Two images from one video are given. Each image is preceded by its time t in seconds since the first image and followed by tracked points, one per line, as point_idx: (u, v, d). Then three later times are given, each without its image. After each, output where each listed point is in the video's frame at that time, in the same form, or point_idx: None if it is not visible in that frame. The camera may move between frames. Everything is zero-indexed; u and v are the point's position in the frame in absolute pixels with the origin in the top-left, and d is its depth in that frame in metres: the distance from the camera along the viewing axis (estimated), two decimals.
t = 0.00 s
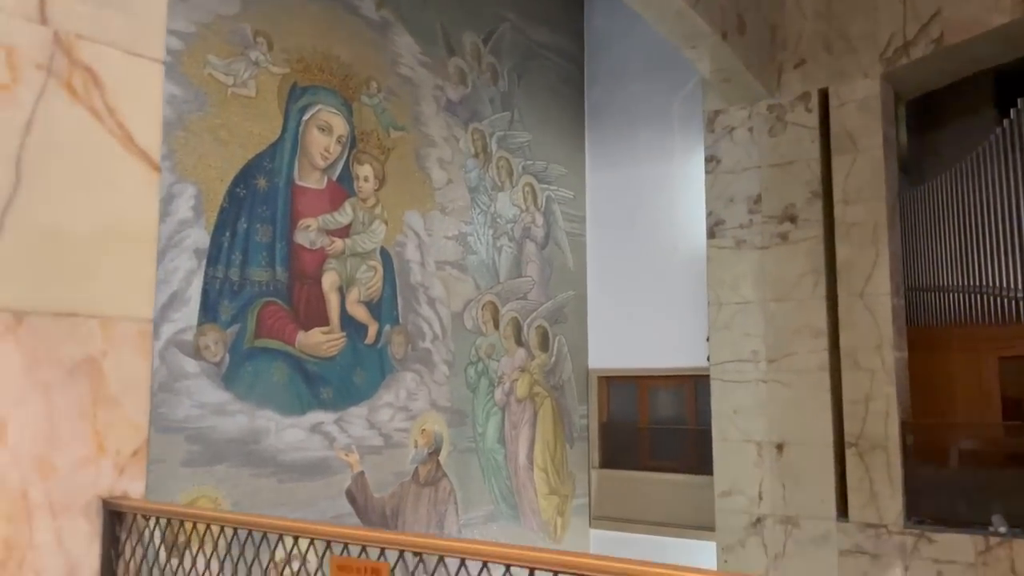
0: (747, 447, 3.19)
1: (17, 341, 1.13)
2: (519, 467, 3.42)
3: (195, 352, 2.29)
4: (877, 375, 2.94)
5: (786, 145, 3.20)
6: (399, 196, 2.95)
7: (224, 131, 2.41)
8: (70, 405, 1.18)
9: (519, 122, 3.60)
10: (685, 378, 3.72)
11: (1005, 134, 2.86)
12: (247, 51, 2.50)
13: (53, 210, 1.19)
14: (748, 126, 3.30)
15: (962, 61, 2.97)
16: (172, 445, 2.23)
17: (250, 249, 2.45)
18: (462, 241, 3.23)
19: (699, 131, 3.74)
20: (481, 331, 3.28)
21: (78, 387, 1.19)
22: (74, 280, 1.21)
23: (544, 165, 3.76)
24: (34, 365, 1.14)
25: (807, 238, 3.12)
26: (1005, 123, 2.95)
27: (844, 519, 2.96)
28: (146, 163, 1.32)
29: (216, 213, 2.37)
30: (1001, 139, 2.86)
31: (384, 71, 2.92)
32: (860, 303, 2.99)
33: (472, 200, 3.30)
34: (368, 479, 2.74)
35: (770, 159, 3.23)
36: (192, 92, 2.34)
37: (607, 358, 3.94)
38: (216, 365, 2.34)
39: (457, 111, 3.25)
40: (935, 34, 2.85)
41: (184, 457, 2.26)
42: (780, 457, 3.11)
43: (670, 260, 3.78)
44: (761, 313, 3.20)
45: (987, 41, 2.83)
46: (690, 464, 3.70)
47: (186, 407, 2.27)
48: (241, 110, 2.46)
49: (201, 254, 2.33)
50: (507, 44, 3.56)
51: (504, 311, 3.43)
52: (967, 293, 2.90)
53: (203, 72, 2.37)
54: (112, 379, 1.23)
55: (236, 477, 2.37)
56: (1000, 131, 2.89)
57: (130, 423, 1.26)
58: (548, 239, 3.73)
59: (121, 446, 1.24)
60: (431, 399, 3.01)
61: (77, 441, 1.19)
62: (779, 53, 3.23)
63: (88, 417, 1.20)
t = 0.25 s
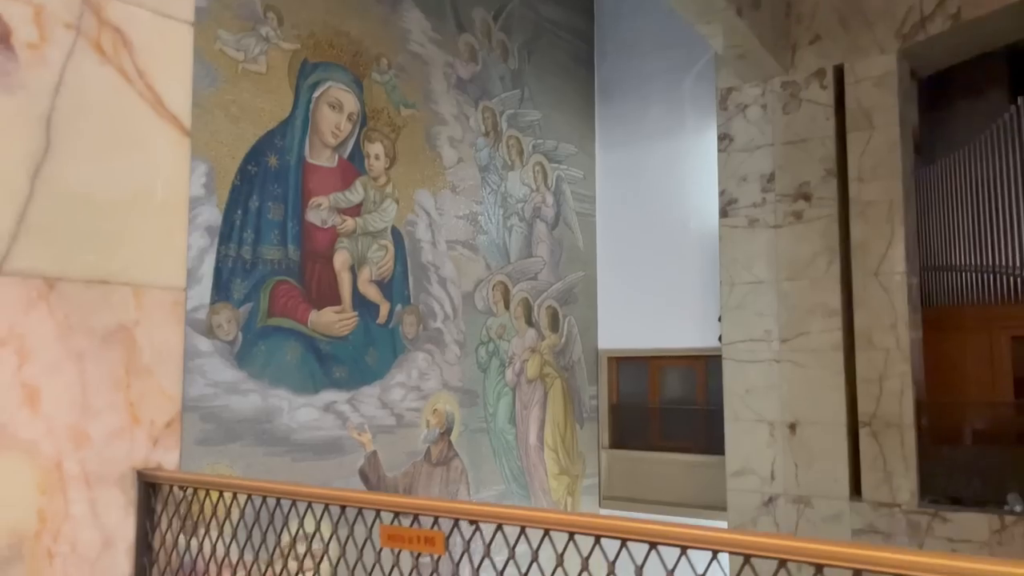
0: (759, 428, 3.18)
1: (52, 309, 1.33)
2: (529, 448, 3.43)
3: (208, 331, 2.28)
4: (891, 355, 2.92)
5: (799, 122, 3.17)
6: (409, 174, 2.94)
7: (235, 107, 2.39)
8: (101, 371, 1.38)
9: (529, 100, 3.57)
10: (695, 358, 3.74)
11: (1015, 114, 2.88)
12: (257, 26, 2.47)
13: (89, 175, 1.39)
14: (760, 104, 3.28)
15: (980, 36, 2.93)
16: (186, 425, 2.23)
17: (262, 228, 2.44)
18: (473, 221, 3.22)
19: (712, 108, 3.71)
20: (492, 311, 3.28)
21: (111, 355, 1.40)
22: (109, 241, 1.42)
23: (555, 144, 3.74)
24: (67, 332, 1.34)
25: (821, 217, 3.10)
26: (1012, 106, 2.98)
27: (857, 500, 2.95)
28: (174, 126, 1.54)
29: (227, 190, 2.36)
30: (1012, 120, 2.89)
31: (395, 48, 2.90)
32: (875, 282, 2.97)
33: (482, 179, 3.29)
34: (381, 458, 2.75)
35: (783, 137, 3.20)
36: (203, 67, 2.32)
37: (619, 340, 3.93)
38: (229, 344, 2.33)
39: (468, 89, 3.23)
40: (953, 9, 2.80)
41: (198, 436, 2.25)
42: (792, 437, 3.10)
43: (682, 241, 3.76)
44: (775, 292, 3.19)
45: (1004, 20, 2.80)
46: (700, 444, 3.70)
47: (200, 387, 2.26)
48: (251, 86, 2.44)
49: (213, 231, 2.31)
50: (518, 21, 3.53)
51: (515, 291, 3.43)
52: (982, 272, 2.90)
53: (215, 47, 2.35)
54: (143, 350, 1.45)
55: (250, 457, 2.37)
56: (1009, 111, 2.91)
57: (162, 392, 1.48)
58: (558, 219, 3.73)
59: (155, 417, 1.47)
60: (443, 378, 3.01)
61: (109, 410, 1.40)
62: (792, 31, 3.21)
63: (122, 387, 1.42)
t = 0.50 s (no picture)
0: (768, 409, 3.18)
1: (73, 277, 1.13)
2: (537, 430, 3.43)
3: (217, 312, 2.26)
4: (902, 336, 2.91)
5: (810, 101, 3.15)
6: (417, 155, 2.92)
7: (241, 86, 2.36)
8: (123, 341, 1.19)
9: (536, 80, 3.54)
10: (702, 340, 3.74)
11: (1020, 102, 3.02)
12: (264, 4, 2.44)
13: (106, 143, 1.19)
14: (770, 83, 3.26)
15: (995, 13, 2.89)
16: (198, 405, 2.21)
17: (270, 207, 2.43)
18: (480, 202, 3.21)
19: (722, 88, 3.68)
20: (499, 293, 3.28)
21: (133, 325, 1.21)
22: (130, 211, 1.22)
23: (562, 125, 3.71)
24: (88, 296, 1.15)
25: (832, 197, 3.08)
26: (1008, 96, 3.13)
27: (866, 481, 2.95)
28: (193, 90, 1.33)
29: (235, 170, 2.34)
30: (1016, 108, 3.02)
31: (401, 27, 2.88)
32: (885, 263, 2.95)
33: (490, 160, 3.27)
34: (390, 439, 2.75)
35: (793, 117, 3.18)
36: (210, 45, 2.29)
37: (626, 322, 3.93)
38: (238, 324, 2.32)
39: (475, 69, 3.21)
40: None
41: (208, 416, 2.24)
42: (802, 418, 3.10)
43: (691, 223, 3.73)
44: (784, 273, 3.17)
45: None
46: (708, 427, 3.69)
47: (211, 367, 2.25)
48: (258, 64, 2.42)
49: (222, 211, 2.29)
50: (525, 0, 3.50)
51: (522, 273, 3.42)
52: (990, 254, 2.98)
53: (222, 25, 2.32)
54: (165, 318, 1.26)
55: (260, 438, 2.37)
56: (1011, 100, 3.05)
57: (186, 364, 1.29)
58: (565, 201, 3.71)
59: (178, 387, 1.28)
60: (451, 360, 3.01)
61: (131, 380, 1.21)
62: (803, 10, 3.18)
63: (145, 357, 1.23)
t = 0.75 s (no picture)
0: (775, 388, 3.17)
1: (80, 233, 1.48)
2: (543, 410, 3.43)
3: (224, 289, 2.25)
4: (912, 313, 2.93)
5: (820, 77, 3.12)
6: (422, 132, 2.90)
7: (245, 60, 2.34)
8: (130, 300, 1.55)
9: (542, 57, 3.51)
10: (709, 320, 3.72)
11: None
12: None
13: (108, 97, 1.54)
14: (780, 58, 3.21)
15: None
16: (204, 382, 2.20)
17: (275, 183, 2.41)
18: (486, 179, 3.18)
19: (732, 63, 3.64)
20: (505, 273, 3.26)
21: (146, 284, 1.59)
22: (134, 156, 1.59)
23: (568, 103, 3.68)
24: (97, 261, 1.50)
25: (843, 174, 3.06)
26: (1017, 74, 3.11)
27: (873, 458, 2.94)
28: (203, 45, 1.73)
29: (239, 145, 2.32)
30: None
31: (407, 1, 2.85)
32: (896, 240, 2.96)
33: (495, 137, 3.24)
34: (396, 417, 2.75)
35: (803, 93, 3.16)
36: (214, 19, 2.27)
37: (631, 303, 3.90)
38: (244, 302, 2.31)
39: (480, 45, 3.17)
40: None
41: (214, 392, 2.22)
42: (810, 397, 3.08)
43: (697, 201, 3.71)
44: (792, 251, 3.15)
45: None
46: (714, 406, 3.72)
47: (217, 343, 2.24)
48: (262, 38, 2.39)
49: (226, 186, 2.28)
50: None
51: (527, 253, 3.40)
52: (1001, 233, 2.98)
53: None
54: (174, 277, 1.65)
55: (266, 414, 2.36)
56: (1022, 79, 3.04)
57: (195, 325, 1.68)
58: (571, 179, 3.68)
59: (188, 350, 1.67)
60: (457, 339, 3.00)
61: (143, 341, 1.58)
62: None
63: (156, 319, 1.61)
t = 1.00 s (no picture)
0: (781, 372, 3.16)
1: (70, 200, 1.58)
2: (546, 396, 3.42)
3: (224, 272, 2.23)
4: (919, 297, 2.88)
5: (827, 58, 3.09)
6: (424, 114, 2.87)
7: (244, 40, 2.31)
8: (125, 273, 1.67)
9: (545, 39, 3.48)
10: (713, 304, 3.71)
11: None
12: None
13: (103, 62, 1.65)
14: (785, 40, 3.19)
15: None
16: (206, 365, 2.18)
17: (275, 165, 2.39)
18: (489, 162, 3.16)
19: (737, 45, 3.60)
20: (508, 257, 3.24)
21: (139, 261, 1.70)
22: (128, 118, 1.70)
23: (572, 85, 3.64)
24: (88, 230, 1.61)
25: (849, 157, 3.04)
26: None
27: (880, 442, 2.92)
28: (196, 12, 1.85)
29: (239, 127, 2.29)
30: None
31: None
32: (903, 224, 2.92)
33: (498, 120, 3.21)
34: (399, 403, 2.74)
35: (809, 75, 3.13)
36: None
37: (635, 286, 3.89)
38: (244, 285, 2.28)
39: (483, 26, 3.14)
40: None
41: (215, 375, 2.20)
42: (816, 380, 3.08)
43: (702, 184, 3.68)
44: (798, 235, 3.14)
45: None
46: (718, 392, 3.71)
47: (218, 327, 2.22)
48: (261, 18, 2.36)
49: (225, 168, 2.25)
50: None
51: (530, 237, 3.37)
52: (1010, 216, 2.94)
53: None
54: (171, 254, 1.77)
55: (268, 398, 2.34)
56: None
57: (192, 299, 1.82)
58: (574, 162, 3.65)
59: (183, 324, 1.80)
60: (460, 323, 2.99)
61: (137, 313, 1.69)
62: None
63: (149, 291, 1.72)
